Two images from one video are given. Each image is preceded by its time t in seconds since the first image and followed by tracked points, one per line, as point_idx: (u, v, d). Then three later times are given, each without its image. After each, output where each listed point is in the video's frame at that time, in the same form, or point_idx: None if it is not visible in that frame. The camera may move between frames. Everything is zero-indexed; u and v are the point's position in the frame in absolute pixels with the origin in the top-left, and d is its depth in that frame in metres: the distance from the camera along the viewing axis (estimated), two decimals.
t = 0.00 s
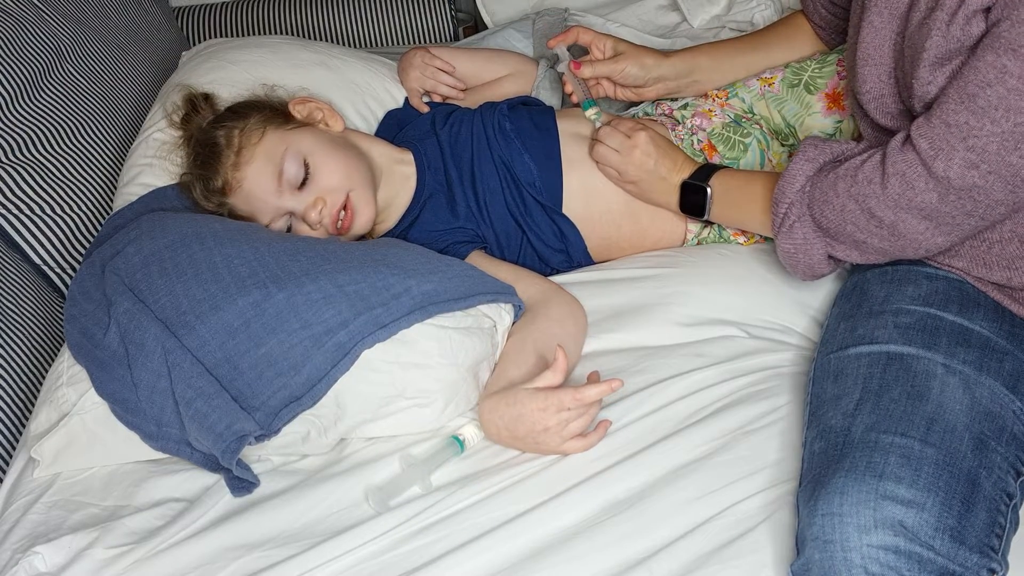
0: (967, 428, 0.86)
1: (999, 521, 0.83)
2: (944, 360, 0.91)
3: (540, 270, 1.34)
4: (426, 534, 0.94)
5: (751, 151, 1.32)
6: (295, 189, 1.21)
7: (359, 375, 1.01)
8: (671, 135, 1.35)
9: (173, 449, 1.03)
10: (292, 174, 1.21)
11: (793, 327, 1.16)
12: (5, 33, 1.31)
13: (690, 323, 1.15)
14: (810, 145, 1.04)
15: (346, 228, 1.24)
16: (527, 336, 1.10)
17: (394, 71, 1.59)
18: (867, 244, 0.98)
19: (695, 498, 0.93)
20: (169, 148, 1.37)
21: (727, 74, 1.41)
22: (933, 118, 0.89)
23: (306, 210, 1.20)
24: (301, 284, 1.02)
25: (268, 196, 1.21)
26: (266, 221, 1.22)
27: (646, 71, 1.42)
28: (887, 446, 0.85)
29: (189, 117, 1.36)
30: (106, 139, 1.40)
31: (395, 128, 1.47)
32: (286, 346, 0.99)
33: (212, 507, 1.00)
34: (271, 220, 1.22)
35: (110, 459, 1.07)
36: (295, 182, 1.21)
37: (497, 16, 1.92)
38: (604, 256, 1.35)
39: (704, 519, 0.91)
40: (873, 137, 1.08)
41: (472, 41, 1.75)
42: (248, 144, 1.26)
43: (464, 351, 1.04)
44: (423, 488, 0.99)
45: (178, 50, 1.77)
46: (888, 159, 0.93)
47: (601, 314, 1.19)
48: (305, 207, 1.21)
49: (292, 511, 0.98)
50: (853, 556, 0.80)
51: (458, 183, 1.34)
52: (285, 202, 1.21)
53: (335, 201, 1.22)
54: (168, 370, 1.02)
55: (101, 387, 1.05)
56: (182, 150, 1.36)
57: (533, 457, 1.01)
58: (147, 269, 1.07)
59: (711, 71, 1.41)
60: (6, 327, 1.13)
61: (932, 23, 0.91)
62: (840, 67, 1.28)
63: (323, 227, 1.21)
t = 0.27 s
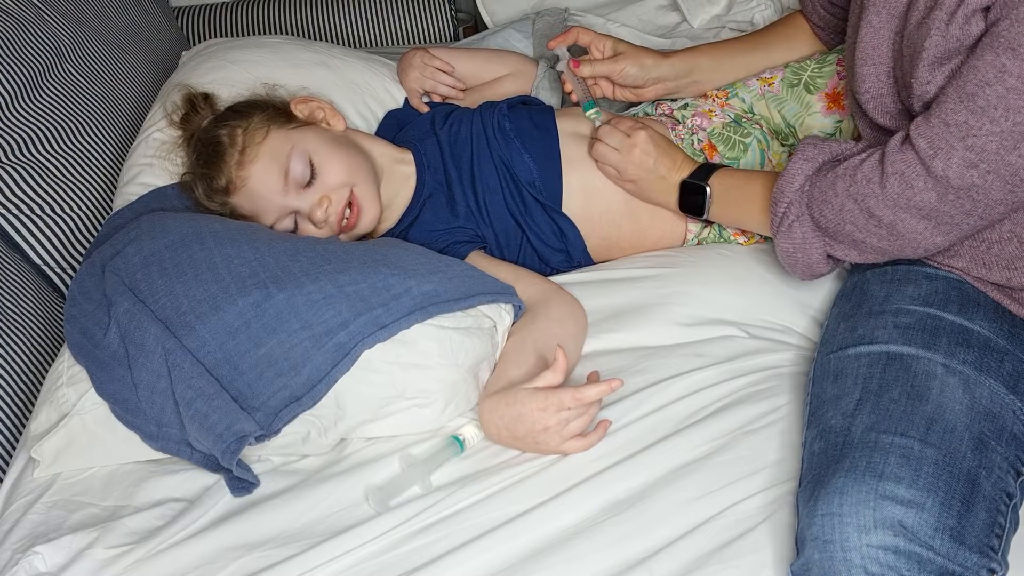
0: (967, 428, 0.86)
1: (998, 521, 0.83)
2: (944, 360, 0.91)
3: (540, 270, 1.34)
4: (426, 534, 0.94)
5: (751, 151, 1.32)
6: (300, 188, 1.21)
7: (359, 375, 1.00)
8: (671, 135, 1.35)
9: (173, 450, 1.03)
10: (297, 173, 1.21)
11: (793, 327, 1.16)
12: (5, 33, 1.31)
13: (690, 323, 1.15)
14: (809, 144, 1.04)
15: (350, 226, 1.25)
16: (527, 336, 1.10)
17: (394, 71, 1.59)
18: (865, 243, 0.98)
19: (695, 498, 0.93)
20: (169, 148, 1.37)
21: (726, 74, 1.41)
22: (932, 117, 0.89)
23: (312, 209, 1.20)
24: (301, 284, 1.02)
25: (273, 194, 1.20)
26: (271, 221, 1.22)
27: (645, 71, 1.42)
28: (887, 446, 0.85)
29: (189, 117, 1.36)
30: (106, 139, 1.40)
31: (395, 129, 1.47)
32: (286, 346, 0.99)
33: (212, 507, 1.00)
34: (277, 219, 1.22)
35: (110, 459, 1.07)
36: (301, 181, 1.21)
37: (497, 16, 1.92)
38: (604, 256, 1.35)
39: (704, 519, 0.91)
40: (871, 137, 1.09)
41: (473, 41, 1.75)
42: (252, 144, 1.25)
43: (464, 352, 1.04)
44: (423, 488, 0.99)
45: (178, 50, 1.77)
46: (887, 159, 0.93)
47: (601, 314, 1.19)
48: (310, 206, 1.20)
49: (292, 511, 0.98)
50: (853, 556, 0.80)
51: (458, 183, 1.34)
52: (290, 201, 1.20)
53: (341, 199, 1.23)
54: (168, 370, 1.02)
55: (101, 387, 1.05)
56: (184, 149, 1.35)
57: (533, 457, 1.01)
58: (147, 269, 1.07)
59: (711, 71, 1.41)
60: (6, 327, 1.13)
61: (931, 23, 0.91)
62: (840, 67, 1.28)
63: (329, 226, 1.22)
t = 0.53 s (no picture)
0: (967, 428, 0.86)
1: (999, 521, 0.83)
2: (944, 360, 0.91)
3: (540, 271, 1.34)
4: (426, 534, 0.94)
5: (751, 151, 1.32)
6: (304, 185, 1.21)
7: (359, 375, 1.00)
8: (671, 135, 1.35)
9: (173, 450, 1.03)
10: (302, 169, 1.21)
11: (793, 327, 1.16)
12: (5, 32, 1.31)
13: (690, 323, 1.15)
14: (809, 144, 1.04)
15: (354, 224, 1.25)
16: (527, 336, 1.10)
17: (394, 71, 1.59)
18: (866, 243, 0.98)
19: (695, 498, 0.93)
20: (169, 148, 1.37)
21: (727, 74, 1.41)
22: (933, 117, 0.89)
23: (316, 206, 1.21)
24: (301, 284, 1.02)
25: (276, 192, 1.21)
26: (273, 220, 1.22)
27: (645, 71, 1.42)
28: (887, 446, 0.85)
29: (189, 117, 1.36)
30: (106, 139, 1.40)
31: (395, 129, 1.47)
32: (287, 346, 0.99)
33: (212, 507, 1.00)
34: (278, 219, 1.22)
35: (110, 460, 1.07)
36: (305, 178, 1.21)
37: (497, 16, 1.92)
38: (604, 256, 1.35)
39: (704, 519, 0.91)
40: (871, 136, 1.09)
41: (472, 41, 1.75)
42: (255, 141, 1.25)
43: (464, 352, 1.04)
44: (423, 488, 0.99)
45: (178, 50, 1.77)
46: (888, 158, 0.93)
47: (601, 314, 1.19)
48: (315, 202, 1.21)
49: (292, 510, 0.98)
50: (854, 556, 0.80)
51: (458, 183, 1.34)
52: (294, 198, 1.21)
53: (345, 197, 1.23)
54: (168, 371, 1.02)
55: (101, 387, 1.05)
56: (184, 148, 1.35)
57: (533, 457, 1.01)
58: (147, 269, 1.07)
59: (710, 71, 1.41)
60: (6, 327, 1.13)
61: (932, 22, 0.91)
62: (840, 67, 1.28)
63: (333, 223, 1.22)
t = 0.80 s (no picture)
0: (967, 428, 0.86)
1: (999, 521, 0.83)
2: (945, 360, 0.91)
3: (540, 271, 1.34)
4: (426, 534, 0.94)
5: (751, 151, 1.32)
6: (306, 187, 1.21)
7: (359, 375, 1.00)
8: (671, 136, 1.35)
9: (173, 450, 1.03)
10: (303, 171, 1.21)
11: (793, 327, 1.16)
12: (5, 32, 1.31)
13: (690, 323, 1.15)
14: (809, 144, 1.04)
15: (355, 226, 1.25)
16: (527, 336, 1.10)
17: (394, 71, 1.59)
18: (865, 243, 0.98)
19: (695, 498, 0.93)
20: (169, 148, 1.37)
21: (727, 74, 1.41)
22: (932, 117, 0.89)
23: (318, 208, 1.20)
24: (301, 284, 1.02)
25: (278, 193, 1.21)
26: (275, 221, 1.22)
27: (645, 72, 1.42)
28: (887, 446, 0.85)
29: (189, 118, 1.36)
30: (106, 139, 1.40)
31: (395, 129, 1.47)
32: (287, 346, 0.99)
33: (212, 507, 1.00)
34: (279, 221, 1.22)
35: (110, 460, 1.07)
36: (306, 180, 1.21)
37: (497, 16, 1.92)
38: (604, 256, 1.35)
39: (704, 519, 0.91)
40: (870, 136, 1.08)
41: (473, 41, 1.75)
42: (256, 142, 1.25)
43: (464, 352, 1.04)
44: (423, 488, 0.99)
45: (178, 50, 1.77)
46: (887, 158, 0.93)
47: (601, 314, 1.19)
48: (316, 205, 1.21)
49: (292, 510, 0.98)
50: (854, 556, 0.80)
51: (458, 183, 1.34)
52: (296, 200, 1.21)
53: (347, 199, 1.23)
54: (168, 371, 1.02)
55: (101, 387, 1.05)
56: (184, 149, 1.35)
57: (534, 457, 1.01)
58: (147, 269, 1.07)
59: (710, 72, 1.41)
60: (6, 327, 1.13)
61: (931, 22, 0.91)
62: (840, 67, 1.28)
63: (335, 225, 1.22)
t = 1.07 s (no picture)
0: (967, 428, 0.86)
1: (999, 521, 0.83)
2: (944, 360, 0.91)
3: (540, 271, 1.34)
4: (426, 534, 0.94)
5: (751, 151, 1.32)
6: (305, 188, 1.21)
7: (359, 375, 1.00)
8: (671, 136, 1.34)
9: (173, 450, 1.03)
10: (302, 172, 1.21)
11: (793, 327, 1.16)
12: (5, 32, 1.31)
13: (690, 323, 1.15)
14: (808, 144, 1.04)
15: (355, 227, 1.25)
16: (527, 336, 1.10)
17: (394, 71, 1.59)
18: (865, 244, 0.98)
19: (695, 498, 0.93)
20: (169, 148, 1.37)
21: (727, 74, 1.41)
22: (931, 118, 0.89)
23: (317, 210, 1.21)
24: (301, 284, 1.02)
25: (277, 195, 1.21)
26: (274, 221, 1.22)
27: (645, 73, 1.42)
28: (886, 446, 0.85)
29: (189, 118, 1.36)
30: (106, 139, 1.40)
31: (395, 129, 1.47)
32: (286, 346, 0.99)
33: (212, 507, 1.00)
34: (279, 221, 1.22)
35: (110, 460, 1.07)
36: (306, 181, 1.21)
37: (497, 16, 1.92)
38: (604, 256, 1.35)
39: (704, 519, 0.91)
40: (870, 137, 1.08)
41: (473, 41, 1.75)
42: (255, 143, 1.26)
43: (464, 352, 1.04)
44: (423, 488, 0.99)
45: (178, 50, 1.77)
46: (886, 159, 0.93)
47: (601, 314, 1.19)
48: (316, 206, 1.21)
49: (292, 510, 0.98)
50: (853, 556, 0.80)
51: (458, 183, 1.34)
52: (295, 201, 1.20)
53: (346, 200, 1.23)
54: (168, 371, 1.02)
55: (101, 387, 1.05)
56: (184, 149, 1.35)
57: (534, 457, 1.01)
58: (146, 269, 1.07)
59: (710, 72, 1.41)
60: (6, 327, 1.13)
61: (930, 23, 0.91)
62: (840, 68, 1.28)
63: (334, 227, 1.22)
